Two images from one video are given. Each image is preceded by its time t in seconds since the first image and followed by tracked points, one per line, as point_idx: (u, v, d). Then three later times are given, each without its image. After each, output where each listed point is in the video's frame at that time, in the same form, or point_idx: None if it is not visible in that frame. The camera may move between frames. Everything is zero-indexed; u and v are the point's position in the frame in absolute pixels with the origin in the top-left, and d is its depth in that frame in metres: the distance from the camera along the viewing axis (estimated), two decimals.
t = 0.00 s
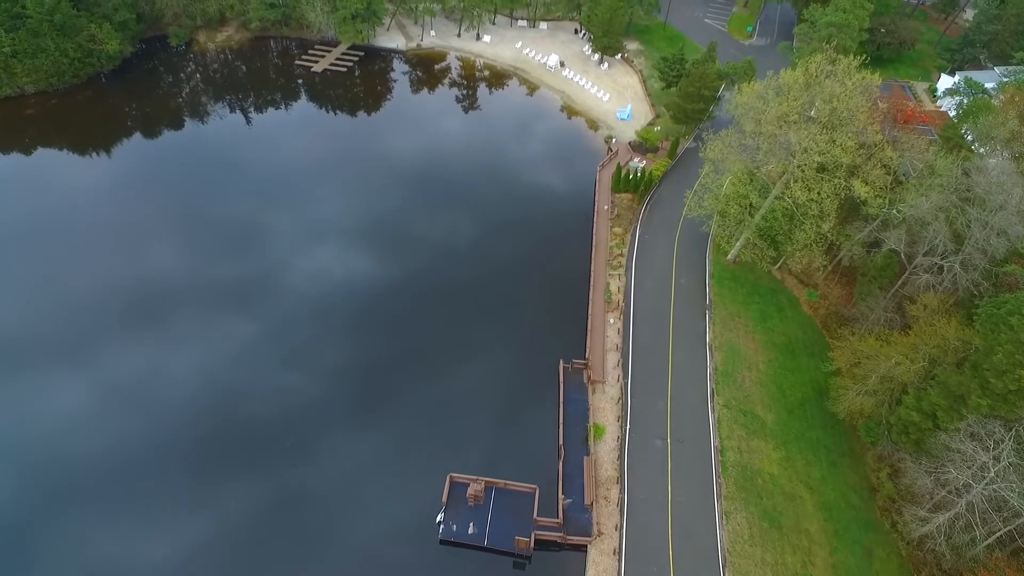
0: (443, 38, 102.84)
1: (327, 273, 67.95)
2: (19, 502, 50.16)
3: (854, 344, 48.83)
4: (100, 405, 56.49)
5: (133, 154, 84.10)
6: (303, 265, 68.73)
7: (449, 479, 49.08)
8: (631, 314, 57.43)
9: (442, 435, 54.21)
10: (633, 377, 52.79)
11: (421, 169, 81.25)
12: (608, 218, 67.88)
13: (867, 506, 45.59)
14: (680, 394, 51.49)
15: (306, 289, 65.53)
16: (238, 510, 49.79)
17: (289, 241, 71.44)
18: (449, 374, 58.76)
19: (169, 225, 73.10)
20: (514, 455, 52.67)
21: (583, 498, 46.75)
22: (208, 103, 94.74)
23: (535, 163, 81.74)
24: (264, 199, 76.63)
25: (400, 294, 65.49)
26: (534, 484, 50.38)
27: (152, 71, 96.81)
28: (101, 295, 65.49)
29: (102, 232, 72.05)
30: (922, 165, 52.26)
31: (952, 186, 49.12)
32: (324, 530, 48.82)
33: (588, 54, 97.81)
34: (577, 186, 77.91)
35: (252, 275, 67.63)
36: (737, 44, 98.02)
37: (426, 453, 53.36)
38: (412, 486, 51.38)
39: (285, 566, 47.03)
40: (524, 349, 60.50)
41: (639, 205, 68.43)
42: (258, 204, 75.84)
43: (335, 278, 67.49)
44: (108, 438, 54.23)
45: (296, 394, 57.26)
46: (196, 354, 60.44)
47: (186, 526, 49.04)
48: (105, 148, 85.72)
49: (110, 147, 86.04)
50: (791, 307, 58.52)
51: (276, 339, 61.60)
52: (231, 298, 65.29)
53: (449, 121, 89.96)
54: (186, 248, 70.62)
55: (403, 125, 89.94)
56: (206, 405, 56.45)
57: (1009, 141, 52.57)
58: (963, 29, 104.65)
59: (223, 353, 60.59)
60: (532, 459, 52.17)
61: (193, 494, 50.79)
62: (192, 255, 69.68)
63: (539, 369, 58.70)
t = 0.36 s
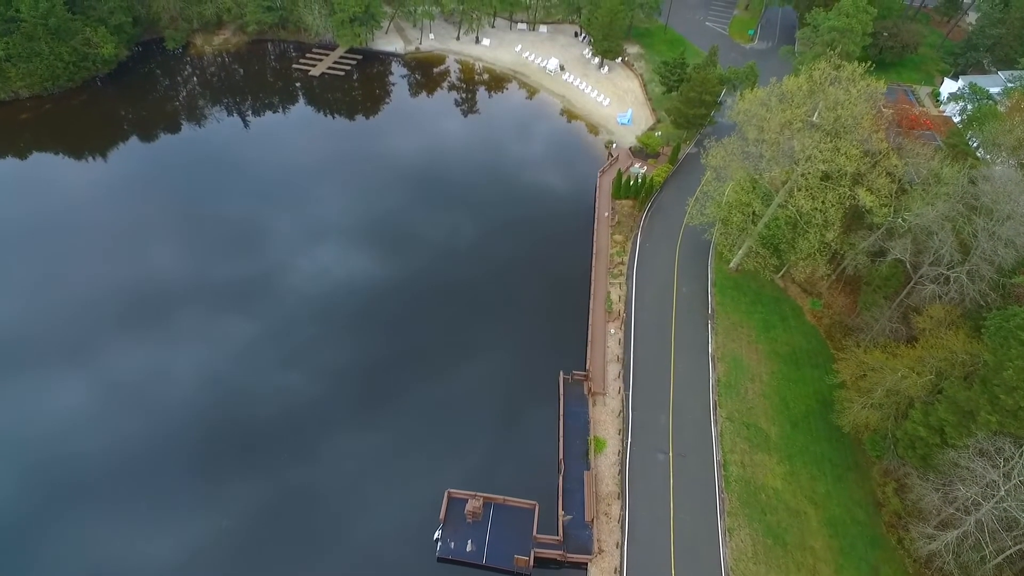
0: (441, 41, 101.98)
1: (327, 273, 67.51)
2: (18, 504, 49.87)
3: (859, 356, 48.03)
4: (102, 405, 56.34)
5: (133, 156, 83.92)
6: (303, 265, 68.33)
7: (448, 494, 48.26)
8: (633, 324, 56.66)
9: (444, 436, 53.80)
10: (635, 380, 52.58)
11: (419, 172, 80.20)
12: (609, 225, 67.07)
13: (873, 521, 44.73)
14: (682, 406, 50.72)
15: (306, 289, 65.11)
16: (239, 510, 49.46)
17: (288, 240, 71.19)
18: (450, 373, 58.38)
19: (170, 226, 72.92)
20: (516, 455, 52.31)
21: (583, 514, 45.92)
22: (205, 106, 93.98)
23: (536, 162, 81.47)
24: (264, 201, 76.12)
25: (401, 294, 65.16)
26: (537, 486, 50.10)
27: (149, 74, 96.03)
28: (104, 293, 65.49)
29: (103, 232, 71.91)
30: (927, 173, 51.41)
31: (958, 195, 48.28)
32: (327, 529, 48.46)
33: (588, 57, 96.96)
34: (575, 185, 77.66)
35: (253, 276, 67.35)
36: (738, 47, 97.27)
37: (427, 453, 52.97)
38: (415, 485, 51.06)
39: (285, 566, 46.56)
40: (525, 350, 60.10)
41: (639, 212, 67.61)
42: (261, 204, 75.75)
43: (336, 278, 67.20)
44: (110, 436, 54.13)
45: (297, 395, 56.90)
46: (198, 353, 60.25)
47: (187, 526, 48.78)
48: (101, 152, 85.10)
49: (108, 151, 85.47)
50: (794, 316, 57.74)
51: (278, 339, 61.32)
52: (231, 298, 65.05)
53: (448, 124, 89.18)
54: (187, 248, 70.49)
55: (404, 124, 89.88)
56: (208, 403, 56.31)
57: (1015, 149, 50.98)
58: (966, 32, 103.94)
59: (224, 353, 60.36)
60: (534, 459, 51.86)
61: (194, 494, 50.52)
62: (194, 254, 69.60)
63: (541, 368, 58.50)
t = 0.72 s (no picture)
0: (440, 45, 101.04)
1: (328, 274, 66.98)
2: (18, 506, 49.61)
3: (865, 368, 47.16)
4: (102, 404, 56.09)
5: (132, 159, 83.59)
6: (303, 265, 67.67)
7: (446, 512, 47.40)
8: (634, 335, 55.79)
9: (445, 440, 53.20)
10: (637, 384, 52.25)
11: (418, 175, 79.07)
12: (610, 232, 66.14)
13: (880, 538, 43.83)
14: (685, 419, 49.87)
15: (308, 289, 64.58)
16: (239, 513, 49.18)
17: (289, 240, 70.61)
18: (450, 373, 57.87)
19: (170, 226, 72.50)
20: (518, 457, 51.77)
21: (584, 532, 44.94)
22: (202, 110, 93.11)
23: (538, 162, 80.93)
24: (264, 202, 75.37)
25: (402, 295, 64.57)
26: (540, 490, 49.67)
27: (146, 79, 95.16)
28: (104, 292, 65.21)
29: (103, 232, 71.58)
30: (933, 181, 50.53)
31: (965, 205, 47.40)
32: (330, 529, 48.37)
33: (588, 61, 96.08)
34: (576, 187, 76.89)
35: (253, 277, 66.79)
36: (740, 51, 96.54)
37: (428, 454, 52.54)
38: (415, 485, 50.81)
39: None
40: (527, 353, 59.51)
41: (640, 219, 66.69)
42: (263, 203, 75.19)
43: (336, 278, 66.64)
44: (110, 437, 53.81)
45: (297, 395, 56.47)
46: (198, 353, 59.91)
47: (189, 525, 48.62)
48: (98, 157, 84.33)
49: (105, 155, 84.91)
50: (798, 326, 56.89)
51: (278, 338, 60.93)
52: (231, 298, 64.54)
53: (447, 126, 88.11)
54: (187, 249, 69.83)
55: (403, 125, 89.12)
56: (208, 404, 55.94)
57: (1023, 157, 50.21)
58: (969, 36, 103.10)
59: (225, 353, 59.94)
60: (537, 462, 51.42)
61: (195, 495, 50.24)
62: (194, 255, 69.02)
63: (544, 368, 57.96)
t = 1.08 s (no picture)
0: (439, 49, 100.07)
1: (330, 274, 67.06)
2: (19, 510, 49.56)
3: (871, 383, 46.22)
4: (104, 403, 56.25)
5: (130, 163, 83.20)
6: (305, 267, 67.66)
7: (442, 531, 46.37)
8: (636, 347, 54.87)
9: (445, 441, 53.52)
10: (638, 393, 51.76)
11: (417, 179, 78.22)
12: (610, 241, 65.15)
13: (887, 557, 42.91)
14: (687, 434, 49.00)
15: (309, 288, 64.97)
16: (241, 513, 49.57)
17: (292, 241, 70.60)
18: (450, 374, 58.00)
19: (170, 226, 72.48)
20: (516, 461, 52.20)
21: (584, 552, 43.51)
22: (199, 114, 92.25)
23: (540, 163, 80.48)
24: (265, 204, 75.06)
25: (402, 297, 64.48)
26: (541, 492, 50.14)
27: (142, 84, 94.27)
28: (107, 291, 65.29)
29: (104, 233, 71.59)
30: (939, 192, 49.62)
31: (973, 216, 46.49)
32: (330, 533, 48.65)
33: (588, 66, 95.24)
34: (576, 190, 76.10)
35: (254, 277, 66.85)
36: (742, 56, 95.79)
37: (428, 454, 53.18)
38: (416, 485, 51.51)
39: None
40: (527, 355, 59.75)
41: (642, 227, 65.73)
42: (266, 204, 75.01)
43: (337, 278, 66.70)
44: (112, 437, 53.98)
45: (299, 396, 56.74)
46: (200, 353, 60.14)
47: (195, 522, 49.15)
48: (94, 163, 83.50)
49: (101, 160, 84.14)
50: (801, 337, 55.95)
51: (279, 339, 61.08)
52: (233, 299, 64.68)
53: (447, 130, 87.16)
54: (188, 250, 69.64)
55: (402, 128, 88.19)
56: (211, 403, 56.31)
57: None
58: (973, 40, 102.26)
59: (227, 354, 60.08)
60: (537, 463, 51.77)
61: (198, 494, 50.61)
62: (195, 256, 68.88)
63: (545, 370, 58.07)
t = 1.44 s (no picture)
0: (438, 54, 99.22)
1: (332, 274, 66.71)
2: (21, 516, 49.51)
3: (877, 397, 45.33)
4: (106, 404, 56.24)
5: (128, 166, 82.77)
6: (307, 267, 67.33)
7: (441, 550, 45.99)
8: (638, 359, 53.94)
9: (444, 451, 52.79)
10: (639, 407, 50.82)
11: (416, 184, 77.40)
12: (611, 250, 64.33)
13: None
14: (690, 449, 48.12)
15: (311, 290, 64.66)
16: (242, 514, 49.59)
17: (295, 241, 70.18)
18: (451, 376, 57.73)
19: (171, 227, 72.23)
20: (518, 462, 51.99)
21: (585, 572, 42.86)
22: (197, 119, 91.76)
23: (540, 167, 79.82)
24: (265, 204, 74.71)
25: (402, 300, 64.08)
26: (543, 493, 49.98)
27: (139, 89, 93.55)
28: (109, 292, 65.19)
29: (106, 234, 71.36)
30: (945, 201, 48.74)
31: (981, 227, 45.59)
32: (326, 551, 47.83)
33: (588, 71, 94.39)
34: (575, 194, 75.42)
35: (256, 277, 66.55)
36: (743, 61, 95.13)
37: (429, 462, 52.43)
38: (418, 486, 51.38)
39: None
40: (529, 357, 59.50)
41: (643, 236, 64.83)
42: (266, 205, 74.51)
43: (338, 278, 66.38)
44: (116, 442, 53.84)
45: (300, 397, 56.62)
46: (202, 353, 60.03)
47: (198, 523, 49.29)
48: (90, 168, 82.86)
49: (98, 165, 83.56)
50: (805, 348, 55.08)
51: (280, 341, 60.85)
52: (235, 300, 64.37)
53: (446, 135, 86.27)
54: (190, 251, 69.30)
55: (400, 133, 87.32)
56: (214, 404, 56.22)
57: None
58: (976, 44, 101.48)
59: (229, 355, 59.91)
60: (539, 464, 51.70)
61: (201, 497, 50.63)
62: (196, 258, 68.51)
63: (547, 371, 57.84)
